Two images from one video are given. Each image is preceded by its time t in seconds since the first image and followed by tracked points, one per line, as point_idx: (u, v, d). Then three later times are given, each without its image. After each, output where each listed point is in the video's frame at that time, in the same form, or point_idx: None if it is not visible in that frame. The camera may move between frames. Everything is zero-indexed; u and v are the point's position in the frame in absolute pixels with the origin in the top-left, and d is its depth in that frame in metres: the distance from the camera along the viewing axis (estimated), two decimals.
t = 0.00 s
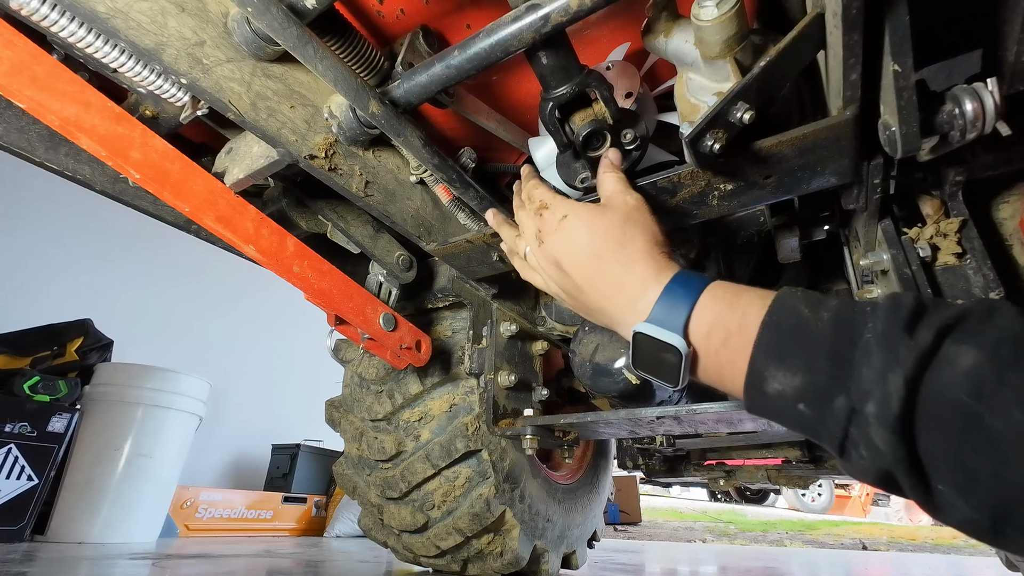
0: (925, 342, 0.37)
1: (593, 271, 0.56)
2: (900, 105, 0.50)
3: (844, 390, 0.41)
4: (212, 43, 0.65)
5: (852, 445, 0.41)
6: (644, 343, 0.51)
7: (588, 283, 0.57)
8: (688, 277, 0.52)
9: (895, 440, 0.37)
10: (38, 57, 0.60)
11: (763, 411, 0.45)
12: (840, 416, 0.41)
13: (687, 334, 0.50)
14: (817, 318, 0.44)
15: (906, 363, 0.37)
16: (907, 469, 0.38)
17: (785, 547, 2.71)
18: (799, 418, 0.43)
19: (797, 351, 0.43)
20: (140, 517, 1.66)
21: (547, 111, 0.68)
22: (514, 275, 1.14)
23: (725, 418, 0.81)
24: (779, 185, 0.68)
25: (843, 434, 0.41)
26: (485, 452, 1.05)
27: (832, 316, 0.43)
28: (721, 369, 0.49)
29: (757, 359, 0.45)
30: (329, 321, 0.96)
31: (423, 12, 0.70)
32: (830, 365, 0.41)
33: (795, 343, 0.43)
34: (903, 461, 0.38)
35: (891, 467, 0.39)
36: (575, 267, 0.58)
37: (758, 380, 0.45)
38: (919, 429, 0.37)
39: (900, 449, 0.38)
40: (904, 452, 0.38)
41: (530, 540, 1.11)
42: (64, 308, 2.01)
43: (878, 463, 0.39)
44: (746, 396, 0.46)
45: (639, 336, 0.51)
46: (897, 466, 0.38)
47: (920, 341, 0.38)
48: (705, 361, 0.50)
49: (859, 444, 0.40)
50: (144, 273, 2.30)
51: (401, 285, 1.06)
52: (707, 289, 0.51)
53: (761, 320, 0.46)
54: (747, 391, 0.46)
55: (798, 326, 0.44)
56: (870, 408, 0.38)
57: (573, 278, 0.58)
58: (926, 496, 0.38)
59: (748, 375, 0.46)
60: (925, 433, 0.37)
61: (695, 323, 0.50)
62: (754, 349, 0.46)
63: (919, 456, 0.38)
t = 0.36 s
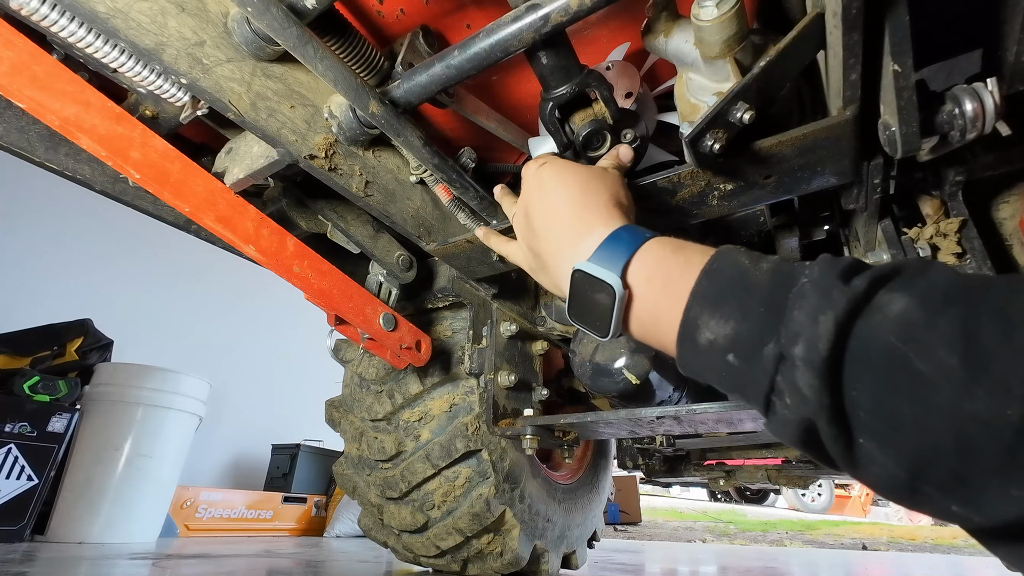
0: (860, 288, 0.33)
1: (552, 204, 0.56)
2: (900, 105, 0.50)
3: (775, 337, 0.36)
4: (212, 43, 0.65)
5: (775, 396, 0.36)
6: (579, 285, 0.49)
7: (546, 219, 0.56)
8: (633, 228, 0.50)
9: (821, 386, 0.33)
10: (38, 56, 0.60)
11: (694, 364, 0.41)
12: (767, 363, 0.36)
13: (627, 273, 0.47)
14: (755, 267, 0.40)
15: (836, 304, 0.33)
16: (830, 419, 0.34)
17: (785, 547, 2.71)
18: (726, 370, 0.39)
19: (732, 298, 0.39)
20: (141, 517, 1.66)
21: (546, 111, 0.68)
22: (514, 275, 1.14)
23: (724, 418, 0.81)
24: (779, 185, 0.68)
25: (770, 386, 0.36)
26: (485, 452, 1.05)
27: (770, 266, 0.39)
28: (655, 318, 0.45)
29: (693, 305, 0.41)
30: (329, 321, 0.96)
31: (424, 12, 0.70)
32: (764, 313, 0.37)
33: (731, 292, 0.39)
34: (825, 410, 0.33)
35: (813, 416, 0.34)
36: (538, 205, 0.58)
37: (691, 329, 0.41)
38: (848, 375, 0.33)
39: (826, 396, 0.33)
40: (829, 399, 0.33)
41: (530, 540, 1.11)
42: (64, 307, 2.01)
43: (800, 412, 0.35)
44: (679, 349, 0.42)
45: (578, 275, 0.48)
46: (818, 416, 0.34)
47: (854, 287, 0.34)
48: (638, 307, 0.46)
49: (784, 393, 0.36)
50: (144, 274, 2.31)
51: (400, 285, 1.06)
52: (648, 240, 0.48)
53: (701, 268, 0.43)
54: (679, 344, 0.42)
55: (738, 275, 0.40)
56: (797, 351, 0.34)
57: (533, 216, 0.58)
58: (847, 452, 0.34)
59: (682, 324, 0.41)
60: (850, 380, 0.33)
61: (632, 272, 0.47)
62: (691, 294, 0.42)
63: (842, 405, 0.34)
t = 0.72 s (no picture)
0: (869, 267, 0.32)
1: (558, 171, 0.58)
2: (900, 105, 0.50)
3: (777, 314, 0.35)
4: (212, 43, 0.65)
5: (772, 376, 0.34)
6: (585, 252, 0.49)
7: (552, 185, 0.58)
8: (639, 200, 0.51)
9: (821, 362, 0.31)
10: (38, 57, 0.60)
11: (691, 339, 0.39)
12: (767, 342, 0.34)
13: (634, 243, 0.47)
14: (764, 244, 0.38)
15: (844, 281, 0.32)
16: (827, 398, 0.32)
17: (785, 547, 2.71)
18: (724, 349, 0.37)
19: (735, 274, 0.38)
20: (141, 517, 1.66)
21: (547, 109, 0.68)
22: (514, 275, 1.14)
23: (724, 418, 0.81)
24: (779, 185, 0.68)
25: (768, 364, 0.34)
26: (485, 452, 1.05)
27: (778, 245, 0.37)
28: (657, 288, 0.44)
29: (696, 279, 0.40)
30: (329, 321, 0.96)
31: (424, 12, 0.70)
32: (768, 288, 0.36)
33: (735, 268, 0.38)
34: (821, 387, 0.32)
35: (808, 395, 0.32)
36: (542, 174, 0.60)
37: (693, 304, 0.39)
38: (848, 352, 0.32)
39: (824, 372, 0.31)
40: (827, 376, 0.32)
41: (530, 540, 1.11)
42: (63, 307, 2.01)
43: (796, 391, 0.33)
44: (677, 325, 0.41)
45: (585, 241, 0.49)
46: (814, 394, 0.32)
47: (863, 267, 0.33)
48: (642, 277, 0.46)
49: (781, 371, 0.33)
50: (144, 274, 2.30)
51: (401, 285, 1.06)
52: (657, 215, 0.48)
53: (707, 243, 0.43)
54: (679, 319, 0.40)
55: (744, 252, 0.38)
56: (800, 326, 0.32)
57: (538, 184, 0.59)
58: (838, 435, 0.32)
59: (684, 299, 0.40)
60: (849, 359, 0.32)
61: (639, 244, 0.47)
62: (696, 267, 0.41)
63: (839, 384, 0.32)
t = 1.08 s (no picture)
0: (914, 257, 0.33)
1: (591, 155, 0.58)
2: (900, 105, 0.50)
3: (810, 296, 0.35)
4: (212, 43, 0.65)
5: (797, 357, 0.35)
6: (622, 223, 0.49)
7: (586, 169, 0.57)
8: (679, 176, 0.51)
9: (851, 345, 0.32)
10: (38, 57, 0.60)
11: (719, 314, 0.40)
12: (796, 323, 0.35)
13: (674, 214, 0.47)
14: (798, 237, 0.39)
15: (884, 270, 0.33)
16: (850, 382, 0.33)
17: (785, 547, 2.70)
18: (750, 327, 0.38)
19: (770, 253, 0.38)
20: (141, 517, 1.66)
21: (546, 109, 0.69)
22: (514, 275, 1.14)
23: (724, 418, 0.81)
24: (779, 185, 0.69)
25: (794, 345, 0.35)
26: (485, 452, 1.05)
27: (820, 232, 0.38)
28: (693, 263, 0.45)
29: (730, 258, 0.41)
30: (329, 321, 0.96)
31: (423, 13, 0.70)
32: (804, 271, 0.36)
33: (771, 248, 0.38)
34: (848, 372, 0.33)
35: (832, 378, 0.33)
36: (573, 160, 0.59)
37: (725, 281, 0.40)
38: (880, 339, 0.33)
39: (853, 355, 0.32)
40: (854, 360, 0.33)
41: (530, 540, 1.11)
42: (64, 307, 2.01)
43: (819, 372, 0.34)
44: (707, 302, 0.41)
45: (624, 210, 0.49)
46: (837, 376, 0.33)
47: (907, 256, 0.33)
48: (678, 251, 0.46)
49: (807, 352, 0.34)
50: (144, 274, 2.30)
51: (401, 284, 1.06)
52: (696, 192, 0.48)
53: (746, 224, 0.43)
54: (709, 294, 0.41)
55: (784, 234, 0.39)
56: (834, 308, 0.33)
57: (568, 171, 0.59)
58: (857, 421, 0.34)
59: (716, 276, 0.41)
60: (880, 346, 0.33)
61: (678, 219, 0.47)
62: (734, 244, 0.41)
63: (865, 369, 0.33)
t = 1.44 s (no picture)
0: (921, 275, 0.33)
1: (600, 163, 0.58)
2: (900, 105, 0.50)
3: (821, 313, 0.36)
4: (212, 43, 0.65)
5: (811, 372, 0.36)
6: (632, 248, 0.51)
7: (595, 180, 0.57)
8: (687, 195, 0.51)
9: (860, 361, 0.33)
10: (38, 57, 0.60)
11: (734, 332, 0.41)
12: (809, 339, 0.36)
13: (682, 236, 0.48)
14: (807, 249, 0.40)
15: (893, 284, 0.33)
16: (862, 397, 0.34)
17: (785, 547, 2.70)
18: (764, 343, 0.39)
19: (784, 269, 0.39)
20: (140, 517, 1.66)
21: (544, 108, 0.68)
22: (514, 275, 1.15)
23: (725, 418, 0.81)
24: (779, 185, 0.69)
25: (807, 361, 0.36)
26: (485, 452, 1.05)
27: (829, 248, 0.39)
28: (703, 282, 0.46)
29: (742, 275, 0.42)
30: (329, 321, 0.96)
31: (423, 12, 0.70)
32: (814, 288, 0.37)
33: (784, 264, 0.40)
34: (860, 387, 0.34)
35: (845, 393, 0.34)
36: (581, 166, 0.59)
37: (736, 298, 0.41)
38: (891, 355, 0.33)
39: (863, 371, 0.33)
40: (865, 375, 0.33)
41: (530, 540, 1.10)
42: (63, 307, 2.00)
43: (832, 388, 0.35)
44: (721, 319, 0.43)
45: (634, 236, 0.50)
46: (850, 392, 0.34)
47: (914, 273, 0.33)
48: (688, 272, 0.48)
49: (820, 368, 0.35)
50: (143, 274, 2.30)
51: (401, 284, 1.06)
52: (705, 213, 0.49)
53: (755, 242, 0.44)
54: (722, 313, 0.43)
55: (793, 252, 0.40)
56: (842, 326, 0.34)
57: (576, 177, 0.59)
58: (872, 434, 0.34)
59: (729, 293, 0.42)
60: (891, 361, 0.33)
61: (687, 240, 0.48)
62: (743, 263, 0.43)
63: (878, 384, 0.34)
